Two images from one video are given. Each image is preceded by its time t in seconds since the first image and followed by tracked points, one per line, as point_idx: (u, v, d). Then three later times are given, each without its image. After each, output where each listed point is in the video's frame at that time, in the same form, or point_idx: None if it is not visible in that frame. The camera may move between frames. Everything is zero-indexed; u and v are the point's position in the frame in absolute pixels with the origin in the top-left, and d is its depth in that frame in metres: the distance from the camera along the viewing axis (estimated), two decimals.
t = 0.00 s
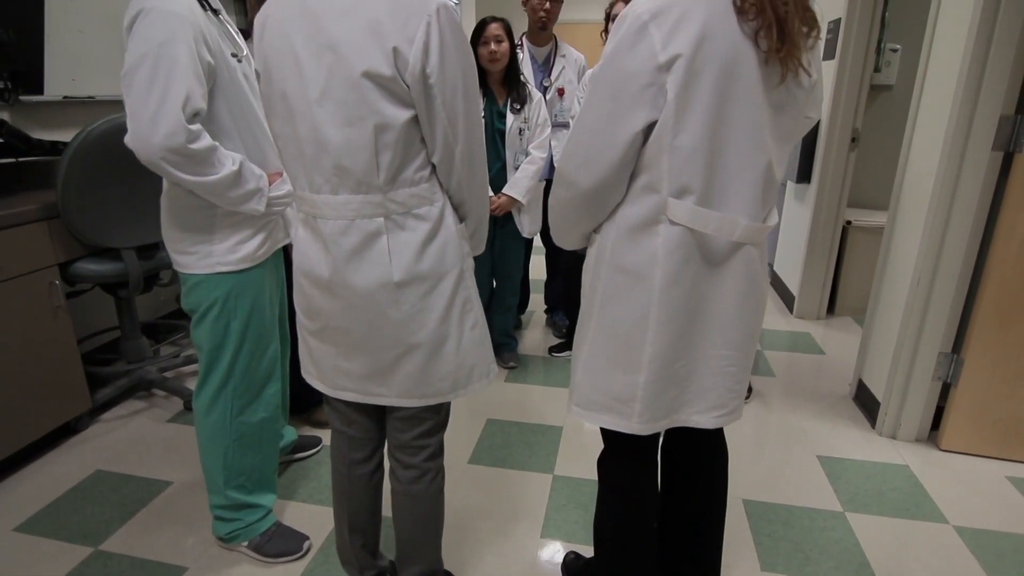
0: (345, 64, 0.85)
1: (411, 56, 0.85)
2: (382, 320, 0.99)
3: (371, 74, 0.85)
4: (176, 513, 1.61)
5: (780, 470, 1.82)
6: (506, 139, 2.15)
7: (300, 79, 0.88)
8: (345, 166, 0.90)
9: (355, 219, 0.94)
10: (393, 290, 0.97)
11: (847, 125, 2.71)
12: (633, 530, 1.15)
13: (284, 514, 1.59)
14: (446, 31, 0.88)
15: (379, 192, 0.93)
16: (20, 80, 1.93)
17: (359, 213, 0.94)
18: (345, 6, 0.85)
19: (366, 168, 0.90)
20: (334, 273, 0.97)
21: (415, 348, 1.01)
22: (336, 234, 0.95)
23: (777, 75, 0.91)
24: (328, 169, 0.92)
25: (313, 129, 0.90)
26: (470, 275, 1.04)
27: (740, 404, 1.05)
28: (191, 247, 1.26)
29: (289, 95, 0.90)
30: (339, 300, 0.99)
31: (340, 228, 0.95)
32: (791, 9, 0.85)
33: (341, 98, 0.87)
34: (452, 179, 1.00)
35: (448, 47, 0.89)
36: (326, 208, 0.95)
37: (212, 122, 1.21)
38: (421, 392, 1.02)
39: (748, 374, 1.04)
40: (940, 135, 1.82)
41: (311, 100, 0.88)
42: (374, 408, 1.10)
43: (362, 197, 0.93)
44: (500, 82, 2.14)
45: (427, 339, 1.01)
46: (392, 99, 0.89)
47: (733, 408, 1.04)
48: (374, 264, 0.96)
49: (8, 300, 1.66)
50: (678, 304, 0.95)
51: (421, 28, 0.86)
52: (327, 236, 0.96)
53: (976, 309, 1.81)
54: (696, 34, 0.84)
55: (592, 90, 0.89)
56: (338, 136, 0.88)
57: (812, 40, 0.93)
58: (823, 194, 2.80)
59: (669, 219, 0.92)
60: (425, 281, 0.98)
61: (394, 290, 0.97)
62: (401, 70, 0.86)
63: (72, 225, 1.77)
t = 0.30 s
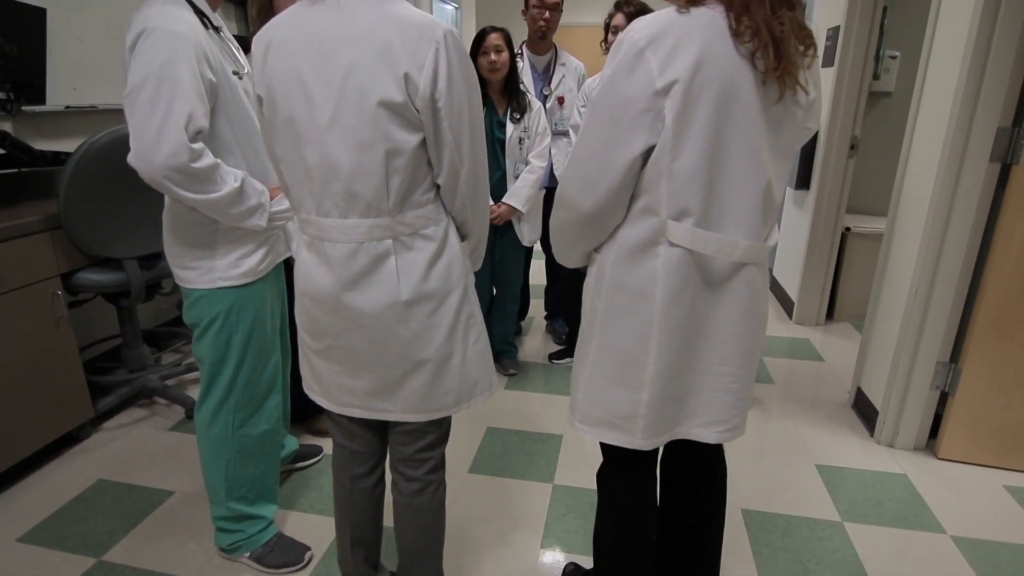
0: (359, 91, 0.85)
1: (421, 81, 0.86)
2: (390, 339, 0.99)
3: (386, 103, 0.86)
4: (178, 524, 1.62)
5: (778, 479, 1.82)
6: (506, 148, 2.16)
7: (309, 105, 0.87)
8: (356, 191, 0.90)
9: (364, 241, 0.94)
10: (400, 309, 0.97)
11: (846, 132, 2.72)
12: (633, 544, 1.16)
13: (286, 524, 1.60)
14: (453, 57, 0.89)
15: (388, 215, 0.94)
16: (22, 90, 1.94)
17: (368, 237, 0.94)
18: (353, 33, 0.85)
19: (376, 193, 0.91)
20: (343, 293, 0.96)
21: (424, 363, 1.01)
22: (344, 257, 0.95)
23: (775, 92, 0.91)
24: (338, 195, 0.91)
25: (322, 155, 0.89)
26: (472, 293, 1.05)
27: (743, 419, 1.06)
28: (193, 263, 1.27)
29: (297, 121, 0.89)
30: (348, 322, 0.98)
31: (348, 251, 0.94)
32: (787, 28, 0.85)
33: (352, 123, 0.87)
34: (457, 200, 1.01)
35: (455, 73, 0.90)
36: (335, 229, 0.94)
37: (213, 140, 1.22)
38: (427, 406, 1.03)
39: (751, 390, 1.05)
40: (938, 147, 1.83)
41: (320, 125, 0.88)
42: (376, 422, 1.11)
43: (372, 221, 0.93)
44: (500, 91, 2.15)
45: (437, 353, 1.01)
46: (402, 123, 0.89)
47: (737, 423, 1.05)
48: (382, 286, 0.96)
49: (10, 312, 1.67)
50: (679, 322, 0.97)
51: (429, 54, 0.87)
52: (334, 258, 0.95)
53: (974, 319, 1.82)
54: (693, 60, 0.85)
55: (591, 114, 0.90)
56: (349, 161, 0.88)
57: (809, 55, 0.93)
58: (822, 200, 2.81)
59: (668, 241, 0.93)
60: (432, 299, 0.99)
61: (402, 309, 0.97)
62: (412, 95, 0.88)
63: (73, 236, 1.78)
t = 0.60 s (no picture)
0: (367, 113, 0.86)
1: (428, 102, 0.87)
2: (394, 355, 0.99)
3: (394, 125, 0.87)
4: (180, 533, 1.62)
5: (777, 487, 1.83)
6: (506, 157, 2.17)
7: (315, 124, 0.88)
8: (362, 210, 0.91)
9: (368, 258, 0.94)
10: (404, 325, 0.97)
11: (845, 139, 2.73)
12: (632, 556, 1.17)
13: (287, 533, 1.61)
14: (457, 77, 0.90)
15: (393, 233, 0.94)
16: (25, 99, 1.95)
17: (372, 253, 0.94)
18: (357, 55, 0.86)
19: (382, 211, 0.91)
20: (347, 310, 0.96)
21: (425, 378, 1.01)
22: (349, 275, 0.95)
23: (771, 112, 0.92)
24: (344, 214, 0.92)
25: (329, 175, 0.90)
26: (473, 308, 1.06)
27: (746, 434, 1.07)
28: (195, 276, 1.28)
29: (304, 140, 0.90)
30: (353, 339, 0.98)
31: (352, 269, 0.94)
32: (781, 50, 0.86)
33: (359, 143, 0.87)
34: (459, 217, 1.02)
35: (459, 94, 0.91)
36: (341, 247, 0.94)
37: (214, 155, 1.23)
38: (430, 420, 1.03)
39: (752, 405, 1.06)
40: (936, 156, 1.84)
41: (325, 146, 0.88)
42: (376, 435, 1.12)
43: (376, 238, 0.93)
44: (500, 100, 2.16)
45: (438, 368, 1.01)
46: (408, 142, 0.90)
47: (739, 438, 1.06)
48: (386, 302, 0.97)
49: (13, 321, 1.68)
50: (681, 339, 0.97)
51: (433, 76, 0.87)
52: (338, 277, 0.95)
53: (971, 328, 1.82)
54: (690, 81, 0.86)
55: (590, 135, 0.91)
56: (356, 181, 0.89)
57: (804, 74, 0.94)
58: (821, 206, 2.82)
59: (668, 260, 0.94)
60: (434, 314, 0.99)
61: (406, 325, 0.98)
62: (418, 116, 0.88)
63: (76, 246, 1.79)
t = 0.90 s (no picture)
0: (371, 134, 0.87)
1: (430, 123, 0.89)
2: (396, 369, 1.00)
3: (398, 145, 0.88)
4: (182, 540, 1.63)
5: (775, 494, 1.84)
6: (507, 164, 2.18)
7: (319, 144, 0.89)
8: (366, 227, 0.92)
9: (371, 275, 0.95)
10: (407, 340, 0.98)
11: (844, 145, 2.74)
12: (631, 568, 1.18)
13: (288, 541, 1.62)
14: (458, 96, 0.91)
15: (396, 250, 0.95)
16: (27, 107, 1.96)
17: (375, 270, 0.95)
18: (360, 76, 0.87)
19: (385, 229, 0.92)
20: (350, 326, 0.97)
21: (427, 392, 1.02)
22: (352, 291, 0.96)
23: (770, 129, 0.92)
24: (347, 232, 0.92)
25: (333, 194, 0.91)
26: (474, 322, 1.07)
27: (747, 447, 1.08)
28: (195, 288, 1.29)
29: (308, 160, 0.90)
30: (355, 355, 0.99)
31: (355, 285, 0.95)
32: (780, 69, 0.86)
33: (364, 162, 0.88)
34: (460, 232, 1.03)
35: (460, 113, 0.92)
36: (343, 266, 0.95)
37: (216, 168, 1.24)
38: (431, 432, 1.04)
39: (753, 419, 1.07)
40: (934, 166, 1.85)
41: (328, 165, 0.89)
42: (377, 447, 1.13)
43: (380, 255, 0.94)
44: (500, 107, 2.18)
45: (439, 382, 1.02)
46: (411, 161, 0.91)
47: (740, 451, 1.07)
48: (388, 318, 0.98)
49: (16, 330, 1.69)
50: (682, 354, 0.98)
51: (436, 96, 0.89)
52: (341, 294, 0.96)
53: (969, 335, 1.83)
54: (691, 101, 0.86)
55: (591, 154, 0.92)
56: (360, 201, 0.90)
57: (802, 91, 0.94)
58: (820, 211, 2.83)
59: (669, 276, 0.95)
60: (436, 329, 1.00)
61: (408, 340, 0.98)
62: (421, 136, 0.89)
63: (79, 254, 1.80)
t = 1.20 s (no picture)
0: (372, 154, 0.88)
1: (430, 143, 0.90)
2: (397, 385, 1.01)
3: (399, 166, 0.89)
4: (184, 549, 1.64)
5: (773, 501, 1.85)
6: (507, 172, 2.19)
7: (320, 165, 0.90)
8: (367, 246, 0.93)
9: (373, 292, 0.96)
10: (409, 355, 0.99)
11: (842, 151, 2.75)
12: None
13: (290, 549, 1.63)
14: (456, 116, 0.93)
15: (397, 268, 0.96)
16: (29, 116, 1.97)
17: (376, 288, 0.96)
18: (360, 97, 0.88)
19: (386, 248, 0.93)
20: (351, 342, 0.98)
21: (428, 406, 1.03)
22: (354, 309, 0.97)
23: (767, 146, 0.93)
24: (348, 251, 0.93)
25: (335, 214, 0.92)
26: (473, 336, 1.08)
27: (746, 460, 1.09)
28: (197, 300, 1.30)
29: (309, 180, 0.92)
30: (357, 371, 1.00)
31: (357, 303, 0.96)
32: (777, 87, 0.87)
33: (365, 183, 0.89)
34: (459, 248, 1.04)
35: (459, 132, 0.93)
36: (346, 283, 0.96)
37: (217, 182, 1.25)
38: (432, 445, 1.05)
39: (752, 431, 1.08)
40: (931, 174, 1.86)
41: (329, 185, 0.90)
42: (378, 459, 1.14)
43: (381, 273, 0.95)
44: (500, 116, 2.19)
45: (440, 396, 1.03)
46: (411, 181, 0.92)
47: (739, 464, 1.08)
48: (390, 334, 0.99)
49: (19, 339, 1.70)
50: (681, 369, 1.00)
51: (435, 116, 0.90)
52: (343, 311, 0.97)
53: (966, 343, 1.84)
54: (688, 122, 0.87)
55: (590, 173, 0.93)
56: (361, 220, 0.91)
57: (798, 106, 0.95)
58: (819, 217, 2.84)
59: (668, 292, 0.96)
60: (436, 344, 1.01)
61: (409, 356, 1.00)
62: (422, 156, 0.91)
63: (81, 263, 1.81)
